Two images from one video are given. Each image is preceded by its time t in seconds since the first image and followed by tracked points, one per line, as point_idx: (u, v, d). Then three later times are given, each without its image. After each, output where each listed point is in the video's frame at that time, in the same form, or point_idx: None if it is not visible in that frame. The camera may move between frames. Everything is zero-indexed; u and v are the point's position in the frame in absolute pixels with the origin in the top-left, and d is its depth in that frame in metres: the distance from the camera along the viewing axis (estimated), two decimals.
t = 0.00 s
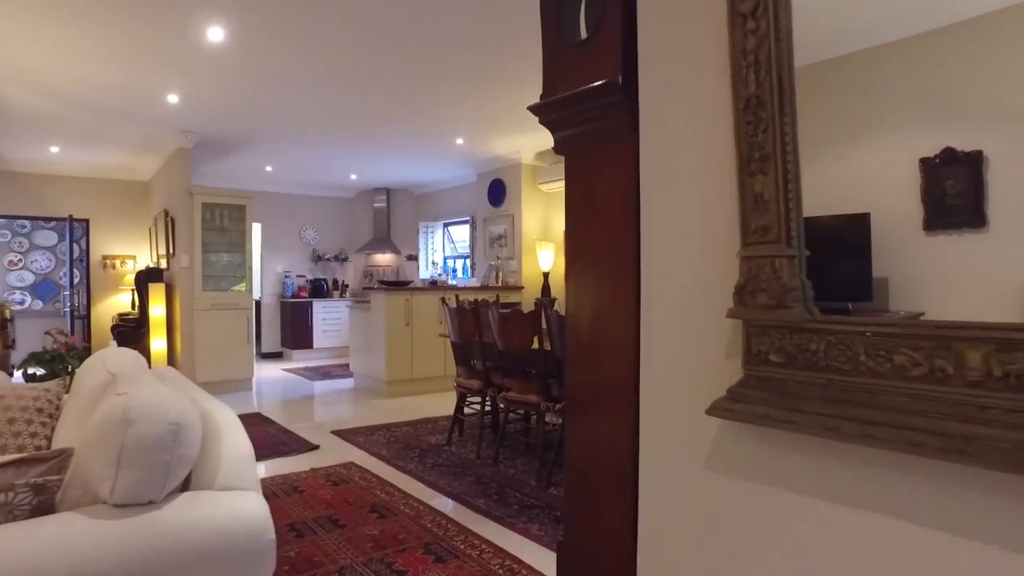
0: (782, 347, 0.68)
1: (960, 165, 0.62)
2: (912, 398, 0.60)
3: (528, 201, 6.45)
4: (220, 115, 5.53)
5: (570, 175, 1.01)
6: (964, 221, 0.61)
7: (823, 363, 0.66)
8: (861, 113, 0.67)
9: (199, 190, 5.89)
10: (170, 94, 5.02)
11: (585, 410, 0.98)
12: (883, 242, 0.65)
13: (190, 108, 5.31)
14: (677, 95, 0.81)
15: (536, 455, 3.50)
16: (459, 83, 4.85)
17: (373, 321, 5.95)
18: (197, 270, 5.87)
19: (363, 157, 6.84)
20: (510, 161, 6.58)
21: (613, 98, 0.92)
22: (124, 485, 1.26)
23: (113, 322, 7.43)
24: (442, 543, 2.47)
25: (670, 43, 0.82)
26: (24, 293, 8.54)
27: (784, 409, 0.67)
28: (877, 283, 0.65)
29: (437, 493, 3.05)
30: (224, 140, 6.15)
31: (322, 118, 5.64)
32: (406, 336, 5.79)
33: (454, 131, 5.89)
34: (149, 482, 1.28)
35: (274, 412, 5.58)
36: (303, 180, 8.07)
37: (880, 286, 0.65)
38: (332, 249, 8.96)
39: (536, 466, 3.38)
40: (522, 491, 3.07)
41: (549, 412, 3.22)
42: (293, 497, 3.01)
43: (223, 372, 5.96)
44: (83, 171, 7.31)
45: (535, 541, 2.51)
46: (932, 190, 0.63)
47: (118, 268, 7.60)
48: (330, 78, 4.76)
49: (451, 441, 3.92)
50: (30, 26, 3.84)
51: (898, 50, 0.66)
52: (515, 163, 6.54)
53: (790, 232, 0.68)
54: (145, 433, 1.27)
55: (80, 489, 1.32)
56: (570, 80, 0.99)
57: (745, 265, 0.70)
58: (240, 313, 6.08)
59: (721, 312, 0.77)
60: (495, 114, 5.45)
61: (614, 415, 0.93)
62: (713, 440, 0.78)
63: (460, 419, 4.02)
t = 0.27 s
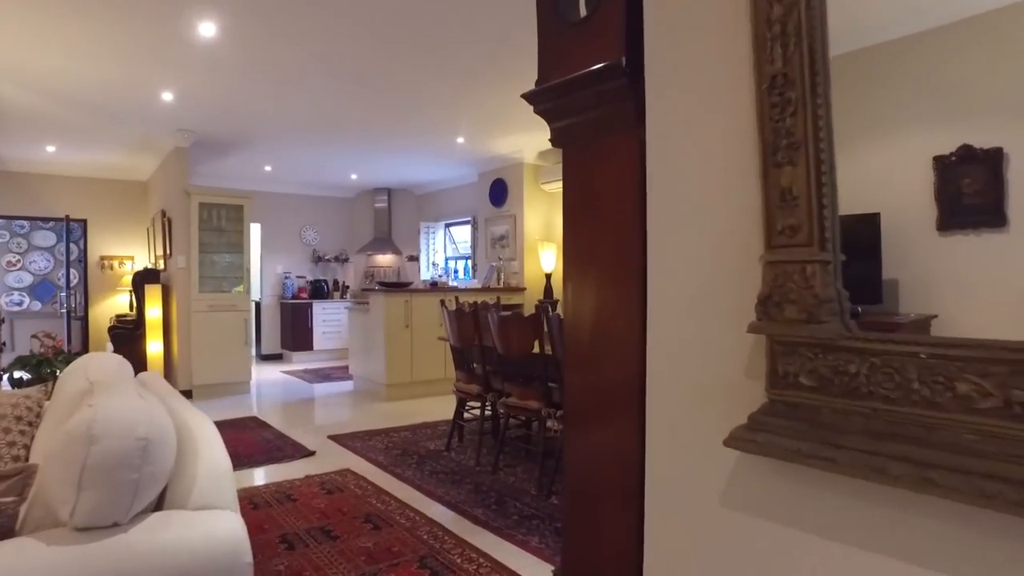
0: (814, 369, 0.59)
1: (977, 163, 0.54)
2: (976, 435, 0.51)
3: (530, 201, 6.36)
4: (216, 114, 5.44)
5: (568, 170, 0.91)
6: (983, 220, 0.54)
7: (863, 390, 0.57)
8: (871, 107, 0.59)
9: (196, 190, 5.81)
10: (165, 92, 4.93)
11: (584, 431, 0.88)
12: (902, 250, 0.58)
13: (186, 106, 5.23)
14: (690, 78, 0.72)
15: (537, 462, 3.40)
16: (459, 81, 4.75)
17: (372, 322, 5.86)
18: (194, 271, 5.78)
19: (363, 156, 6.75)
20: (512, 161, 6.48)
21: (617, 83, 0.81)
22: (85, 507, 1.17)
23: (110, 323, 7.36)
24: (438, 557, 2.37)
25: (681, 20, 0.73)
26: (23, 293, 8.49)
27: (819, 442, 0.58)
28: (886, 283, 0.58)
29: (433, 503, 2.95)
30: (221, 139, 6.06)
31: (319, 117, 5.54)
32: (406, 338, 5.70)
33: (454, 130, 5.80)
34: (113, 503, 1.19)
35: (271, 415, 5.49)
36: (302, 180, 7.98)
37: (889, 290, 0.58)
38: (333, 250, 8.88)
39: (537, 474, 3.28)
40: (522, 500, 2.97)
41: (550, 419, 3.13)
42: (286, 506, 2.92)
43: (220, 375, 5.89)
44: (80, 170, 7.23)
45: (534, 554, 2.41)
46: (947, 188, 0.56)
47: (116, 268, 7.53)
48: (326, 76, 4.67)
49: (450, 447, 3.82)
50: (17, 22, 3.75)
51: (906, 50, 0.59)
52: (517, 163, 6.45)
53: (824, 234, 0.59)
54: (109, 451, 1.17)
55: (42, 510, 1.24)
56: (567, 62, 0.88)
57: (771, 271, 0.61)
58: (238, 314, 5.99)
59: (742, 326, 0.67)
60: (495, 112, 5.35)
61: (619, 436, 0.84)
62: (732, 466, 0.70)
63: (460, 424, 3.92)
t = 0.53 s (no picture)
0: (864, 387, 0.48)
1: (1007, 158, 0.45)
2: None
3: (538, 200, 6.27)
4: (221, 113, 5.38)
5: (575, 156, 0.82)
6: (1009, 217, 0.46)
7: (927, 413, 0.46)
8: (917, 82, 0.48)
9: (200, 189, 5.75)
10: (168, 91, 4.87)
11: (585, 451, 0.77)
12: (968, 249, 0.46)
13: (190, 104, 5.17)
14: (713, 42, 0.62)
15: (544, 467, 3.30)
16: (465, 79, 4.67)
17: (378, 323, 5.78)
18: (198, 271, 5.73)
19: (369, 154, 6.69)
20: (519, 159, 6.40)
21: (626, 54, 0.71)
22: (52, 524, 1.09)
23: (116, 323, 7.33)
24: (440, 568, 2.28)
25: None
26: (31, 293, 8.47)
27: (869, 477, 0.47)
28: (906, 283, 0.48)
29: (437, 510, 2.86)
30: (226, 138, 6.00)
31: (324, 115, 5.48)
32: (412, 339, 5.62)
33: (461, 128, 5.72)
34: (83, 520, 1.11)
35: (276, 417, 5.42)
36: (309, 179, 7.92)
37: (905, 288, 0.48)
38: (340, 250, 8.82)
39: (544, 480, 3.18)
40: (528, 507, 2.87)
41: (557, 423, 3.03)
42: (286, 512, 2.84)
43: (224, 376, 5.83)
44: (87, 170, 7.20)
45: (540, 565, 2.31)
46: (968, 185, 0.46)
47: (123, 268, 7.50)
48: (331, 74, 4.59)
49: (455, 451, 3.73)
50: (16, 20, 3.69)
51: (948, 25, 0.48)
52: (525, 161, 6.35)
53: (877, 223, 0.48)
54: (79, 463, 1.08)
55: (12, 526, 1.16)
56: (571, 36, 0.79)
57: (810, 268, 0.51)
58: (243, 314, 5.93)
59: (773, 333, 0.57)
60: (502, 110, 5.26)
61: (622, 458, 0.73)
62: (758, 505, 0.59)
63: (466, 427, 3.83)
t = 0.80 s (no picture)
0: (964, 396, 0.40)
1: None
2: None
3: (552, 197, 6.17)
4: (230, 110, 5.31)
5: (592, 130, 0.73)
6: None
7: None
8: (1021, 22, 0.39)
9: (210, 187, 5.70)
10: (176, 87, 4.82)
11: (605, 464, 0.69)
12: None
13: (199, 102, 5.12)
14: None
15: (558, 470, 3.21)
16: (477, 74, 4.57)
17: (389, 322, 5.71)
18: (208, 269, 5.68)
19: (380, 152, 6.63)
20: (532, 156, 6.31)
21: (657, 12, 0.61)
22: (30, 537, 1.02)
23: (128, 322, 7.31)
24: None
25: None
26: (45, 293, 8.47)
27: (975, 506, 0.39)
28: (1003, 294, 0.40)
29: (447, 515, 2.77)
30: (236, 136, 5.95)
31: (334, 113, 5.42)
32: (423, 338, 5.54)
33: (472, 126, 5.65)
34: (64, 533, 1.04)
35: (286, 417, 5.36)
36: (320, 177, 7.87)
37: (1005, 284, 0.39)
38: (352, 249, 8.77)
39: (558, 484, 3.08)
40: (542, 512, 2.78)
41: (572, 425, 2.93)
42: (293, 516, 2.77)
43: (235, 375, 5.78)
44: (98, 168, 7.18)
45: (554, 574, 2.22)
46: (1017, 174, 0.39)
47: (134, 268, 7.48)
48: (340, 69, 4.50)
49: (467, 453, 3.65)
50: (20, 16, 3.63)
51: None
52: (538, 158, 6.25)
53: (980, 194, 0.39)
54: (59, 471, 1.01)
55: None
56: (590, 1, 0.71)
57: (895, 249, 0.43)
58: (253, 314, 5.89)
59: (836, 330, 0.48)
60: (515, 106, 5.16)
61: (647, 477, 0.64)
62: (814, 538, 0.50)
63: (478, 429, 3.74)
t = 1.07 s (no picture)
0: None
1: None
2: None
3: (566, 196, 6.07)
4: (239, 108, 5.24)
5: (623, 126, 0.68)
6: None
7: None
8: None
9: (220, 186, 5.65)
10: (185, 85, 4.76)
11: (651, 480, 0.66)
12: None
13: (208, 100, 5.05)
14: None
15: (574, 477, 3.11)
16: (490, 73, 4.47)
17: (401, 324, 5.63)
18: (218, 269, 5.63)
19: (391, 151, 6.55)
20: (545, 155, 6.21)
21: None
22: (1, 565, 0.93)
23: (139, 322, 7.29)
24: None
25: None
26: (59, 293, 8.45)
27: None
28: None
29: (460, 523, 2.68)
30: (246, 134, 5.89)
31: (345, 111, 5.33)
32: (435, 339, 5.46)
33: (485, 124, 5.56)
34: (40, 559, 0.95)
35: (297, 419, 5.30)
36: (331, 176, 7.81)
37: None
38: (364, 249, 8.71)
39: (574, 491, 2.99)
40: (557, 521, 2.68)
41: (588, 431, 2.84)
42: (301, 523, 2.69)
43: (244, 377, 5.73)
44: (110, 168, 7.17)
45: None
46: None
47: (146, 268, 7.46)
48: (351, 67, 4.42)
49: (479, 458, 3.56)
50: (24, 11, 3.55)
51: None
52: (551, 156, 6.15)
53: None
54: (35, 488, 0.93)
55: None
56: None
57: None
58: (264, 315, 5.83)
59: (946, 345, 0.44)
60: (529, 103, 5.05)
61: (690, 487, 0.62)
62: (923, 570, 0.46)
63: (491, 433, 3.65)
